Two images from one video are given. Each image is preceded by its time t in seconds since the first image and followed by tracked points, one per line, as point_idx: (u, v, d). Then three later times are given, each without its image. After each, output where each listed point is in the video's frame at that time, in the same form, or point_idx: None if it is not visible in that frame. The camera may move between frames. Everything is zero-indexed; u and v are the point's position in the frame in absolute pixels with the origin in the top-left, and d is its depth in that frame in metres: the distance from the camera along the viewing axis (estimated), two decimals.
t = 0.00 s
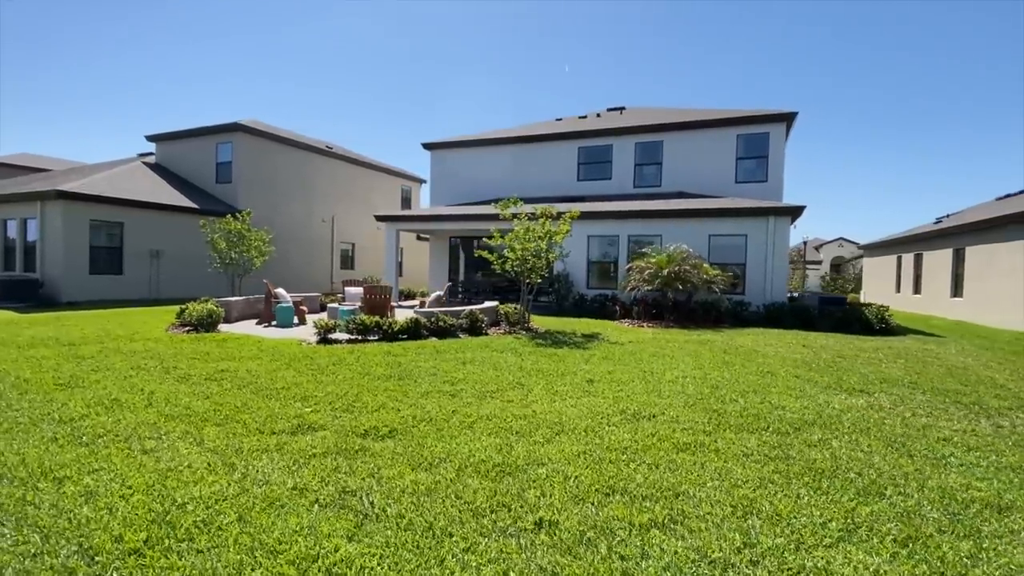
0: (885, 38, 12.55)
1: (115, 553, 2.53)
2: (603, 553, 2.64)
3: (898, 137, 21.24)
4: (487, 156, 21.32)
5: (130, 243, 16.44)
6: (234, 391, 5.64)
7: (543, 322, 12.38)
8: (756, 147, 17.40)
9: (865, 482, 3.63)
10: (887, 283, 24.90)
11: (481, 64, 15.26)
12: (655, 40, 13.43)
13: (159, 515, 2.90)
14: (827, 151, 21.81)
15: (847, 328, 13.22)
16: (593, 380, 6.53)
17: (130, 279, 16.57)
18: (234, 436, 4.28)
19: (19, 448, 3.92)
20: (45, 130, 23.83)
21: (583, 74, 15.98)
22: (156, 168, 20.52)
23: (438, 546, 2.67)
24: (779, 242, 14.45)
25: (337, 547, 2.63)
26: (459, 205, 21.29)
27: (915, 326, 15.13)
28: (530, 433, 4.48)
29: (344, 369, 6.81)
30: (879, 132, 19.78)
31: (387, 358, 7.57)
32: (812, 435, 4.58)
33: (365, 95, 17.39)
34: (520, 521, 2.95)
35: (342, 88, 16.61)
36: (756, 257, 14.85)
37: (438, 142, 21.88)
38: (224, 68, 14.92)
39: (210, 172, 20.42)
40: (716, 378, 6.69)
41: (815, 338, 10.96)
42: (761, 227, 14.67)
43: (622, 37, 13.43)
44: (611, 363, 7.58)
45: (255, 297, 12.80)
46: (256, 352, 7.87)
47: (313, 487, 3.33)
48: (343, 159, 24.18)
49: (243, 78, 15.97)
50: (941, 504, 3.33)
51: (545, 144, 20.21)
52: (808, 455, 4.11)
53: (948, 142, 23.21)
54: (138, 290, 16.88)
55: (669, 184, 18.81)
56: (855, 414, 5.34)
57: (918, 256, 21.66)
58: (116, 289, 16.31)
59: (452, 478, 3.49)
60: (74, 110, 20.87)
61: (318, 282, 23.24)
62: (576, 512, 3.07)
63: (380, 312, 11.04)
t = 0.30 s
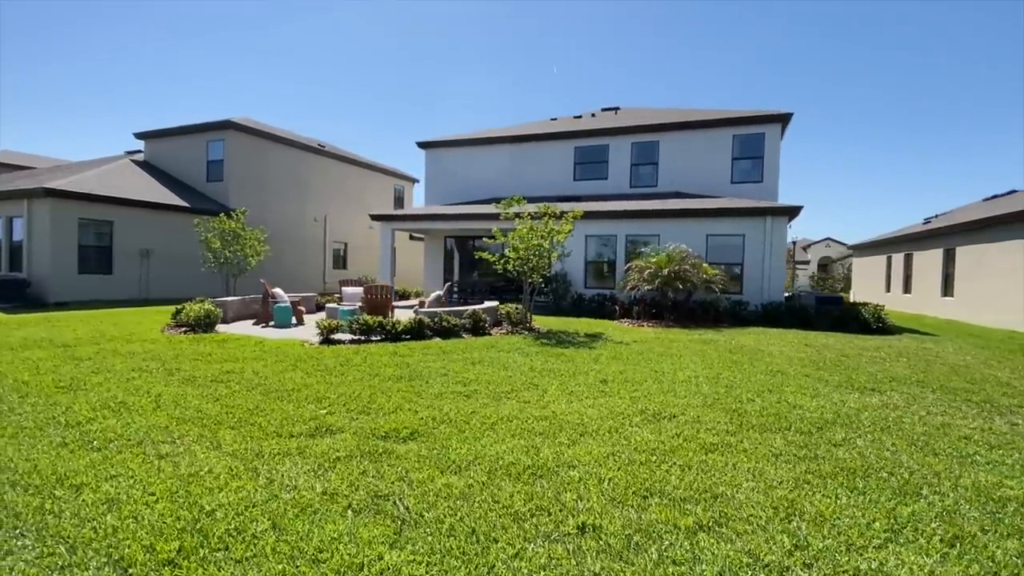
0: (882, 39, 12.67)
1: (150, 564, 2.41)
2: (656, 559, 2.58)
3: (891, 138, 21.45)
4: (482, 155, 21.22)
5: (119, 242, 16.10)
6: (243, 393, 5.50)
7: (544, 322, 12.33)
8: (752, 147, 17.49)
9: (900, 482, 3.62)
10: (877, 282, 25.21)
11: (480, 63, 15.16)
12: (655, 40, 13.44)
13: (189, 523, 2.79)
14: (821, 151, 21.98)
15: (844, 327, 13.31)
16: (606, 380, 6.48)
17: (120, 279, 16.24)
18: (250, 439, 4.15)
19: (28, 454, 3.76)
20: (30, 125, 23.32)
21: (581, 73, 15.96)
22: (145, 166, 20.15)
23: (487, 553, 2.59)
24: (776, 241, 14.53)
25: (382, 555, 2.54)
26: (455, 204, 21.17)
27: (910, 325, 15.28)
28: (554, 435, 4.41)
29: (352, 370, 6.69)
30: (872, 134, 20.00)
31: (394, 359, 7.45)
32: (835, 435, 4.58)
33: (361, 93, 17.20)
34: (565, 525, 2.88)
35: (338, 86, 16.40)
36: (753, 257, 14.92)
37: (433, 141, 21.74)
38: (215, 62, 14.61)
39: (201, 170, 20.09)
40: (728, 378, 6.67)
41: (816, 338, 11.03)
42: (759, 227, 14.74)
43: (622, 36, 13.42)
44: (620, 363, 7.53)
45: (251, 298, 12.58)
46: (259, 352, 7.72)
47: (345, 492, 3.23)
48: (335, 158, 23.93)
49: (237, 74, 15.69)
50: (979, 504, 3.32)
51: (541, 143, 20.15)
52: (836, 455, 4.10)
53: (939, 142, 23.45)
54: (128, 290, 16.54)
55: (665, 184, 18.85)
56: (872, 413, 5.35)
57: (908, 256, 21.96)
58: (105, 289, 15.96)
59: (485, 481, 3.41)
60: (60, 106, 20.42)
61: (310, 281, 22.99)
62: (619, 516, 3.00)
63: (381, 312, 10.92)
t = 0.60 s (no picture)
0: (877, 41, 12.76)
1: None
2: (712, 569, 2.52)
3: (883, 138, 21.74)
4: (478, 155, 21.10)
5: (109, 242, 15.76)
6: (255, 398, 5.36)
7: (545, 322, 12.27)
8: (748, 148, 17.57)
9: (936, 485, 3.60)
10: (867, 282, 25.51)
11: (478, 63, 15.01)
12: (654, 41, 13.43)
13: (222, 537, 2.66)
14: (814, 151, 22.12)
15: (842, 327, 13.40)
16: (621, 382, 6.43)
17: (109, 280, 15.90)
18: (270, 446, 4.01)
19: (39, 465, 3.60)
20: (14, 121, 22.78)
21: (578, 74, 15.90)
22: (134, 164, 19.75)
23: (537, 564, 2.52)
24: (774, 242, 14.59)
25: (433, 568, 2.45)
26: (450, 204, 21.03)
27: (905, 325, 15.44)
28: (580, 439, 4.34)
29: (360, 373, 6.55)
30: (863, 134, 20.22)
31: (401, 361, 7.33)
32: (860, 436, 4.57)
33: (355, 93, 16.97)
34: (612, 534, 2.81)
35: (333, 86, 16.17)
36: (751, 257, 14.98)
37: (428, 141, 21.57)
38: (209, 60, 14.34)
39: (191, 168, 19.73)
40: (742, 379, 6.65)
41: (817, 337, 11.07)
42: (757, 227, 14.79)
43: (621, 37, 13.38)
44: (630, 364, 7.49)
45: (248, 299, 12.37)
46: (263, 355, 7.56)
47: (380, 502, 3.13)
48: (328, 157, 23.68)
49: (229, 72, 15.38)
50: (1020, 507, 3.31)
51: (538, 144, 20.09)
52: (866, 457, 4.08)
53: (930, 142, 23.69)
54: (117, 290, 16.19)
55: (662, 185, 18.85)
56: (891, 414, 5.35)
57: (898, 257, 22.24)
58: (95, 290, 15.62)
59: (521, 489, 3.33)
60: (45, 102, 19.93)
61: (304, 281, 22.74)
62: (665, 524, 2.94)
63: (383, 313, 10.80)
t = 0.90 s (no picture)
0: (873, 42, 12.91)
1: None
2: (769, 571, 2.50)
3: (875, 138, 22.03)
4: (475, 154, 21.01)
5: (100, 241, 15.46)
6: (268, 400, 5.26)
7: (547, 322, 12.23)
8: (744, 149, 17.68)
9: (968, 483, 3.62)
10: (858, 282, 25.83)
11: (477, 62, 14.94)
12: (654, 42, 13.47)
13: (266, 546, 2.57)
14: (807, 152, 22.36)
15: (839, 326, 13.51)
16: (636, 381, 6.41)
17: (100, 280, 15.58)
18: (295, 450, 3.92)
19: (60, 470, 3.49)
20: None
21: (576, 74, 15.90)
22: (124, 162, 19.41)
23: (593, 568, 2.48)
24: (772, 242, 14.69)
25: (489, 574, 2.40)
26: (446, 204, 20.93)
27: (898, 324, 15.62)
28: (607, 439, 4.30)
29: (372, 374, 6.46)
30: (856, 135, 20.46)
31: (411, 362, 7.24)
32: (883, 435, 4.59)
33: (352, 91, 16.81)
34: (662, 536, 2.78)
35: (330, 84, 16.01)
36: (749, 257, 15.06)
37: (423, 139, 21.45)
38: (204, 57, 14.13)
39: (182, 166, 19.42)
40: (755, 379, 6.65)
41: (818, 336, 11.16)
42: (754, 227, 14.89)
43: (621, 38, 13.40)
44: (641, 364, 7.47)
45: (246, 300, 12.18)
46: (269, 356, 7.43)
47: (420, 506, 3.06)
48: (321, 156, 23.45)
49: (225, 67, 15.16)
50: None
51: (534, 143, 20.05)
52: (894, 456, 4.10)
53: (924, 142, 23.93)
54: (108, 291, 15.88)
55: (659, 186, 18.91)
56: (908, 413, 5.38)
57: (889, 257, 22.52)
58: (85, 290, 15.30)
59: (560, 492, 3.29)
60: (32, 99, 19.50)
61: (297, 281, 22.50)
62: (711, 525, 2.92)
63: (386, 313, 10.70)
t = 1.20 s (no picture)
0: (868, 43, 13.08)
1: None
2: (830, 572, 2.50)
3: (865, 139, 22.37)
4: (470, 154, 20.94)
5: (90, 240, 15.12)
6: (286, 402, 5.17)
7: (549, 322, 12.22)
8: (740, 150, 17.81)
9: (1001, 482, 3.65)
10: (848, 282, 26.17)
11: (475, 59, 14.88)
12: (653, 41, 13.54)
13: (320, 556, 2.51)
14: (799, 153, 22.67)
15: (837, 326, 13.64)
16: (653, 382, 6.41)
17: (90, 281, 15.25)
18: (326, 454, 3.85)
19: (89, 477, 3.39)
20: None
21: (574, 71, 15.91)
22: (113, 160, 19.04)
23: (656, 572, 2.46)
24: (769, 243, 14.82)
25: None
26: (441, 203, 20.81)
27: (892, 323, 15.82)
28: (637, 442, 4.28)
29: (385, 376, 6.38)
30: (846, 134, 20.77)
31: (422, 363, 7.17)
32: (907, 435, 4.63)
33: (348, 87, 16.65)
34: (717, 538, 2.77)
35: (326, 79, 15.86)
36: (747, 258, 15.18)
37: (418, 138, 21.31)
38: (199, 51, 13.94)
39: (173, 164, 19.10)
40: (768, 379, 6.69)
41: (818, 336, 11.26)
42: (752, 228, 15.01)
43: (620, 36, 13.45)
44: (654, 365, 7.47)
45: (245, 300, 12.01)
46: (278, 357, 7.32)
47: (468, 511, 3.02)
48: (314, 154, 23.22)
49: (220, 62, 14.91)
50: None
51: (531, 143, 20.02)
52: (921, 455, 4.13)
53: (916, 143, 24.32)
54: (99, 291, 15.54)
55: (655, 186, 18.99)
56: (924, 412, 5.44)
57: (879, 257, 22.85)
58: (75, 290, 14.96)
59: (604, 494, 3.26)
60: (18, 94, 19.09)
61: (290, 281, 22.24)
62: (761, 526, 2.92)
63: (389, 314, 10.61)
